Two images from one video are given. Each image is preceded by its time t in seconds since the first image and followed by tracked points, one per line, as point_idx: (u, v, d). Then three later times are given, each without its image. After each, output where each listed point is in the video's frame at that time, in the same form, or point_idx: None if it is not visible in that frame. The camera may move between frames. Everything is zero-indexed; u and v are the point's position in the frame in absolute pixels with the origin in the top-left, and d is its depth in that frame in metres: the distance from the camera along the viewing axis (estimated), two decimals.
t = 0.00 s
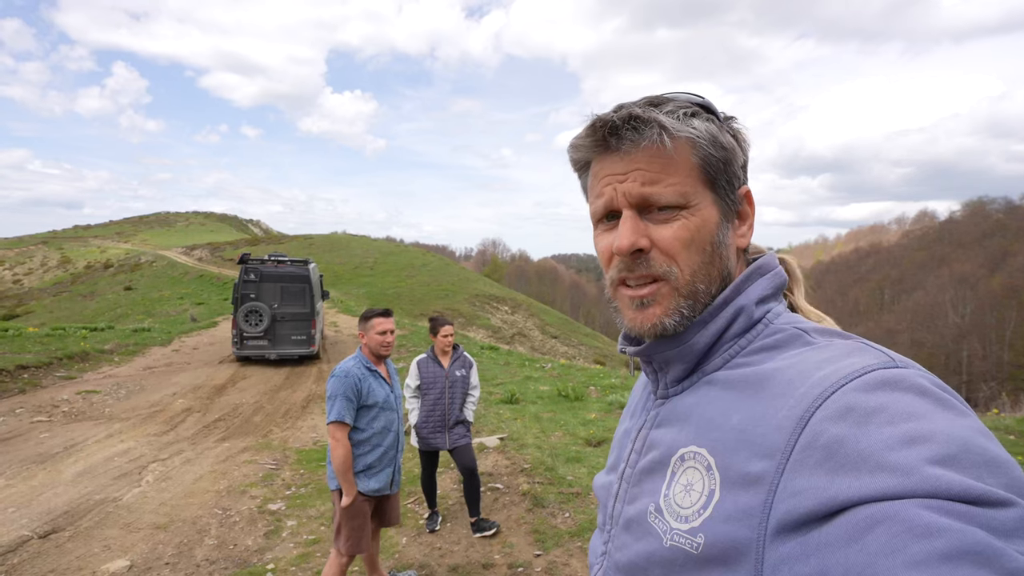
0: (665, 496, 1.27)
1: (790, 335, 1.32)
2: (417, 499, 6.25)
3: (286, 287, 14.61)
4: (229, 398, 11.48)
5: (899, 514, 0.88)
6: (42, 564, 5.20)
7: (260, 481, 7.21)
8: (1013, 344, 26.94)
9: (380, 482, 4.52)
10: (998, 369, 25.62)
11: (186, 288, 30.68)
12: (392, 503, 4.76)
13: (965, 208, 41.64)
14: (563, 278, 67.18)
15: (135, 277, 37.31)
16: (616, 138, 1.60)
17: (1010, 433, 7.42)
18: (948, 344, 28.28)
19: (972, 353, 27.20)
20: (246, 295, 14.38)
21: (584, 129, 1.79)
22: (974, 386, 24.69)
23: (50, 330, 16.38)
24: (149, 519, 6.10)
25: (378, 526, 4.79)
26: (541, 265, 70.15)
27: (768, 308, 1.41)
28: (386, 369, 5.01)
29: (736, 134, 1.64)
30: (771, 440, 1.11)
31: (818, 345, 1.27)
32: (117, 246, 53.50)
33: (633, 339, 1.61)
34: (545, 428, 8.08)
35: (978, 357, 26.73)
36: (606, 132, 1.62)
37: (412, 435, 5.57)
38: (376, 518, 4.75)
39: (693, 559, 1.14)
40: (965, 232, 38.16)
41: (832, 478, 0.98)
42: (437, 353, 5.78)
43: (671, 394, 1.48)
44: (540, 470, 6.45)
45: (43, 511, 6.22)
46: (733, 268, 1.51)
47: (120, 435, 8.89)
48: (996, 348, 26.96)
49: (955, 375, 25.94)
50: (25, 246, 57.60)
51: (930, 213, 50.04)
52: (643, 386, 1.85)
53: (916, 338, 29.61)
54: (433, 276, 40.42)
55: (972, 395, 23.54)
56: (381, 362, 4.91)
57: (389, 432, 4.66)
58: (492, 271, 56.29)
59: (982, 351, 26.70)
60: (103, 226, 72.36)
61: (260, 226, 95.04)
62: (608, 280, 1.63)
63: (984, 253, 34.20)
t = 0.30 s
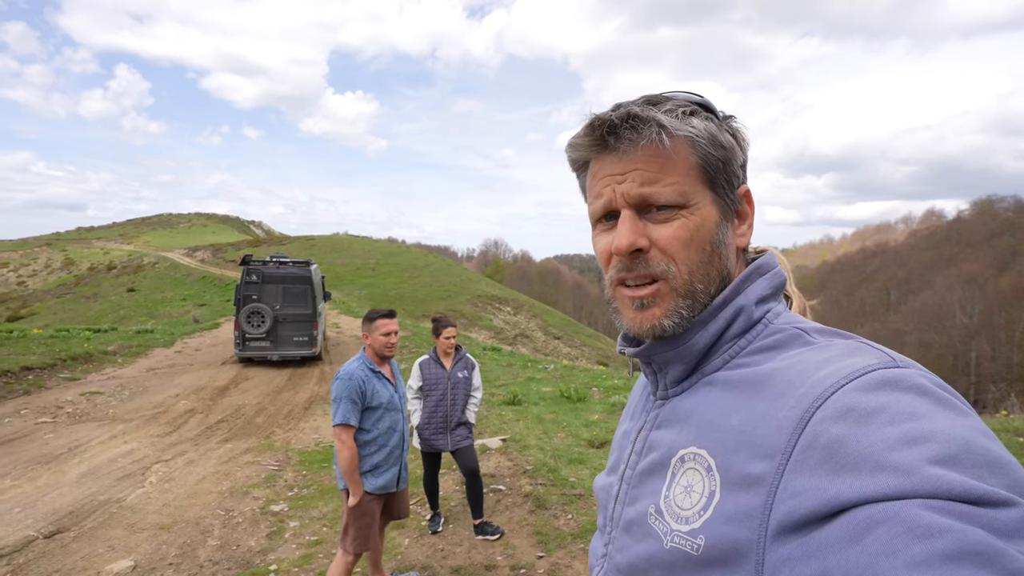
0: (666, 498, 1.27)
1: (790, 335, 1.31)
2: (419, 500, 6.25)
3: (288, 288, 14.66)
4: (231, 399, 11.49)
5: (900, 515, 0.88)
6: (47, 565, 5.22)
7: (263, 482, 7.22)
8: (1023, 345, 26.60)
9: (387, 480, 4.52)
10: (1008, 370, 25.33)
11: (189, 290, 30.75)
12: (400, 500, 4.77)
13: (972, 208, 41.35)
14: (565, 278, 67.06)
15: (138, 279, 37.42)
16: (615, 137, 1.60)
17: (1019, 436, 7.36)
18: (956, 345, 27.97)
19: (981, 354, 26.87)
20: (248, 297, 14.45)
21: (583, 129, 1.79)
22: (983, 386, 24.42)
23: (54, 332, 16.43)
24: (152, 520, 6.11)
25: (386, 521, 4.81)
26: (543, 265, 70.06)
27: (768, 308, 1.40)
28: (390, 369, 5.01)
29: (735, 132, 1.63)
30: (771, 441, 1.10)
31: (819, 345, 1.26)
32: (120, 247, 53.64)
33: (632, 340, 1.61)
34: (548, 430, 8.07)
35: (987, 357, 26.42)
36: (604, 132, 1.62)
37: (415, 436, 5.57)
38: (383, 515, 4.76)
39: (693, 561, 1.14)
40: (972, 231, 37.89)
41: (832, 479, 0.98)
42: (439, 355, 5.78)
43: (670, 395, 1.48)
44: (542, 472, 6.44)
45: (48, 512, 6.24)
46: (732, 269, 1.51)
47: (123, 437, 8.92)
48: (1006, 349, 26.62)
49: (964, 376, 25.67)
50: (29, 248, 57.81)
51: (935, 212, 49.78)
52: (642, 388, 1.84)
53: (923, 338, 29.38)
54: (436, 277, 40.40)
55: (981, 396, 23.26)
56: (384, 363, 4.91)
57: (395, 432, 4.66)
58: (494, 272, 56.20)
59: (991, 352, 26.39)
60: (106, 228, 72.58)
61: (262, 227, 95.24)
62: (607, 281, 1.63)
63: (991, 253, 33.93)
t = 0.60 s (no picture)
0: (666, 498, 1.28)
1: (790, 336, 1.31)
2: (422, 500, 6.27)
3: (291, 289, 14.70)
4: (234, 400, 11.52)
5: (902, 515, 0.88)
6: (52, 564, 5.25)
7: (267, 482, 7.23)
8: None
9: (392, 480, 4.53)
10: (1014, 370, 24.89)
11: (192, 291, 30.84)
12: (405, 499, 4.78)
13: (978, 206, 40.98)
14: (568, 278, 66.97)
15: (142, 280, 37.59)
16: (614, 136, 1.60)
17: None
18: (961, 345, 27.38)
19: (986, 355, 26.19)
20: (251, 297, 14.50)
21: (582, 128, 1.79)
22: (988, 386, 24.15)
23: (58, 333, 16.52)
24: (156, 520, 6.14)
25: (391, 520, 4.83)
26: (546, 266, 70.03)
27: (769, 308, 1.40)
28: (393, 370, 5.01)
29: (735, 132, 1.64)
30: (772, 441, 1.10)
31: (819, 345, 1.26)
32: (123, 249, 53.83)
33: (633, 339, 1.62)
34: (551, 430, 8.07)
35: (992, 357, 25.79)
36: (604, 131, 1.62)
37: (418, 436, 5.58)
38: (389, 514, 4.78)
39: (695, 562, 1.14)
40: (978, 230, 37.58)
41: (833, 479, 0.98)
42: (442, 355, 5.78)
43: (671, 396, 1.48)
44: (545, 472, 6.45)
45: (52, 512, 6.27)
46: (733, 268, 1.51)
47: (127, 437, 8.95)
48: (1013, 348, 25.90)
49: (969, 375, 25.40)
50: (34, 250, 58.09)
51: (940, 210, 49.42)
52: (643, 388, 1.84)
53: (928, 338, 29.12)
54: (438, 277, 40.41)
55: (987, 396, 22.97)
56: (388, 363, 4.91)
57: (399, 432, 4.67)
58: (497, 272, 56.19)
59: (996, 352, 25.76)
60: (110, 230, 72.94)
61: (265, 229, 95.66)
62: (606, 280, 1.63)
63: (997, 252, 33.63)
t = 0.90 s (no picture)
0: (668, 498, 1.26)
1: (791, 336, 1.30)
2: (425, 500, 6.26)
3: (293, 289, 14.71)
4: (237, 400, 11.53)
5: (901, 514, 0.87)
6: (56, 565, 5.26)
7: (269, 483, 7.24)
8: None
9: (394, 480, 4.52)
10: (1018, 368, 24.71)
11: (195, 292, 30.92)
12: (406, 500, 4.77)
13: (982, 204, 40.71)
14: (570, 278, 66.96)
15: (145, 281, 37.69)
16: (614, 137, 1.59)
17: None
18: (965, 345, 27.07)
19: (990, 353, 25.98)
20: (254, 298, 14.51)
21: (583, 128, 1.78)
22: (993, 386, 23.94)
23: (63, 334, 16.58)
24: (159, 520, 6.15)
25: (393, 522, 4.82)
26: (548, 265, 70.02)
27: (769, 308, 1.39)
28: (396, 370, 5.00)
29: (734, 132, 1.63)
30: (772, 441, 1.09)
31: (820, 345, 1.25)
32: (126, 249, 54.00)
33: (634, 340, 1.61)
34: (554, 430, 8.06)
35: (996, 356, 25.58)
36: (604, 131, 1.61)
37: (421, 436, 5.58)
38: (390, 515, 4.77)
39: (695, 562, 1.13)
40: (982, 228, 37.35)
41: (834, 479, 0.96)
42: (444, 356, 5.77)
43: (672, 396, 1.47)
44: (548, 472, 6.43)
45: (55, 512, 6.28)
46: (733, 269, 1.49)
47: (131, 438, 8.97)
48: (1016, 347, 25.75)
49: (974, 375, 25.19)
50: (37, 251, 58.33)
51: (944, 208, 49.20)
52: (645, 388, 1.83)
53: (931, 338, 28.97)
54: (441, 277, 40.42)
55: (991, 395, 22.79)
56: (391, 363, 4.90)
57: (401, 432, 4.66)
58: (498, 272, 56.21)
59: (1000, 351, 25.57)
60: (113, 231, 73.23)
61: (267, 229, 95.92)
62: (607, 281, 1.62)
63: (1001, 250, 33.39)
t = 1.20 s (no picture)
0: (668, 497, 1.29)
1: (791, 335, 1.32)
2: (426, 500, 6.28)
3: (294, 290, 14.72)
4: (239, 401, 11.55)
5: (902, 512, 0.89)
6: (60, 564, 5.29)
7: (271, 482, 7.27)
8: None
9: (394, 480, 4.54)
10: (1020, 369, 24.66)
11: (196, 292, 30.99)
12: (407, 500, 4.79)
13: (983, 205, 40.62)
14: (571, 279, 66.94)
15: (147, 281, 37.77)
16: (618, 138, 1.61)
17: None
18: (965, 345, 27.05)
19: (991, 353, 25.95)
20: (255, 298, 14.52)
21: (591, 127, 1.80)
22: (994, 387, 23.87)
23: (65, 334, 16.62)
24: (162, 520, 6.17)
25: (393, 522, 4.83)
26: (549, 266, 70.10)
27: (769, 308, 1.41)
28: (397, 370, 5.02)
29: (745, 131, 1.63)
30: (772, 439, 1.11)
31: (820, 344, 1.27)
32: (128, 250, 54.11)
33: (633, 340, 1.63)
34: (554, 430, 8.08)
35: (997, 357, 25.53)
36: (609, 132, 1.63)
37: (422, 437, 5.60)
38: (391, 515, 4.79)
39: (696, 560, 1.15)
40: (983, 229, 37.31)
41: (833, 477, 0.99)
42: (445, 356, 5.78)
43: (672, 396, 1.49)
44: (549, 472, 6.45)
45: (59, 511, 6.31)
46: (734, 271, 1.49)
47: (133, 438, 8.99)
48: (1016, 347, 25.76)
49: (974, 375, 25.10)
50: (39, 252, 58.44)
51: (945, 208, 49.17)
52: (646, 388, 1.85)
53: (931, 338, 28.94)
54: (441, 278, 40.48)
55: (991, 396, 22.74)
56: (392, 363, 4.92)
57: (402, 432, 4.68)
58: (499, 272, 56.26)
59: (1001, 351, 25.54)
60: (115, 231, 73.43)
61: (268, 230, 96.08)
62: (606, 280, 1.65)
63: (1002, 251, 33.34)
